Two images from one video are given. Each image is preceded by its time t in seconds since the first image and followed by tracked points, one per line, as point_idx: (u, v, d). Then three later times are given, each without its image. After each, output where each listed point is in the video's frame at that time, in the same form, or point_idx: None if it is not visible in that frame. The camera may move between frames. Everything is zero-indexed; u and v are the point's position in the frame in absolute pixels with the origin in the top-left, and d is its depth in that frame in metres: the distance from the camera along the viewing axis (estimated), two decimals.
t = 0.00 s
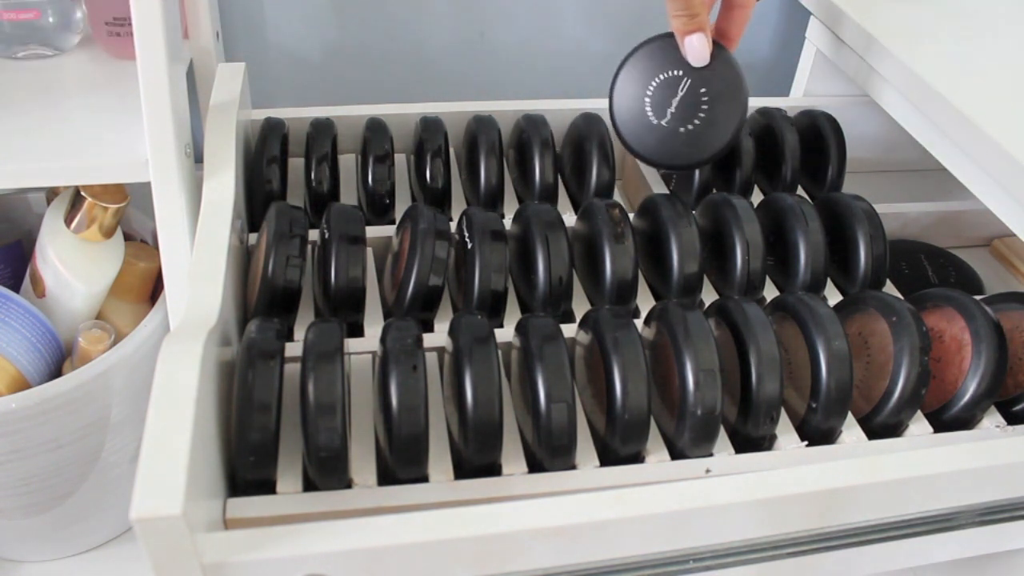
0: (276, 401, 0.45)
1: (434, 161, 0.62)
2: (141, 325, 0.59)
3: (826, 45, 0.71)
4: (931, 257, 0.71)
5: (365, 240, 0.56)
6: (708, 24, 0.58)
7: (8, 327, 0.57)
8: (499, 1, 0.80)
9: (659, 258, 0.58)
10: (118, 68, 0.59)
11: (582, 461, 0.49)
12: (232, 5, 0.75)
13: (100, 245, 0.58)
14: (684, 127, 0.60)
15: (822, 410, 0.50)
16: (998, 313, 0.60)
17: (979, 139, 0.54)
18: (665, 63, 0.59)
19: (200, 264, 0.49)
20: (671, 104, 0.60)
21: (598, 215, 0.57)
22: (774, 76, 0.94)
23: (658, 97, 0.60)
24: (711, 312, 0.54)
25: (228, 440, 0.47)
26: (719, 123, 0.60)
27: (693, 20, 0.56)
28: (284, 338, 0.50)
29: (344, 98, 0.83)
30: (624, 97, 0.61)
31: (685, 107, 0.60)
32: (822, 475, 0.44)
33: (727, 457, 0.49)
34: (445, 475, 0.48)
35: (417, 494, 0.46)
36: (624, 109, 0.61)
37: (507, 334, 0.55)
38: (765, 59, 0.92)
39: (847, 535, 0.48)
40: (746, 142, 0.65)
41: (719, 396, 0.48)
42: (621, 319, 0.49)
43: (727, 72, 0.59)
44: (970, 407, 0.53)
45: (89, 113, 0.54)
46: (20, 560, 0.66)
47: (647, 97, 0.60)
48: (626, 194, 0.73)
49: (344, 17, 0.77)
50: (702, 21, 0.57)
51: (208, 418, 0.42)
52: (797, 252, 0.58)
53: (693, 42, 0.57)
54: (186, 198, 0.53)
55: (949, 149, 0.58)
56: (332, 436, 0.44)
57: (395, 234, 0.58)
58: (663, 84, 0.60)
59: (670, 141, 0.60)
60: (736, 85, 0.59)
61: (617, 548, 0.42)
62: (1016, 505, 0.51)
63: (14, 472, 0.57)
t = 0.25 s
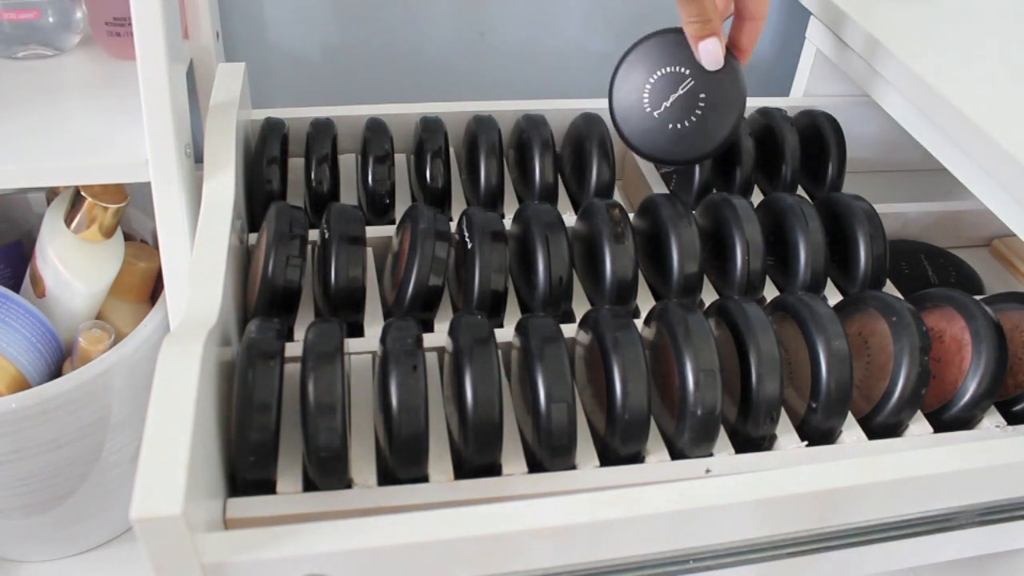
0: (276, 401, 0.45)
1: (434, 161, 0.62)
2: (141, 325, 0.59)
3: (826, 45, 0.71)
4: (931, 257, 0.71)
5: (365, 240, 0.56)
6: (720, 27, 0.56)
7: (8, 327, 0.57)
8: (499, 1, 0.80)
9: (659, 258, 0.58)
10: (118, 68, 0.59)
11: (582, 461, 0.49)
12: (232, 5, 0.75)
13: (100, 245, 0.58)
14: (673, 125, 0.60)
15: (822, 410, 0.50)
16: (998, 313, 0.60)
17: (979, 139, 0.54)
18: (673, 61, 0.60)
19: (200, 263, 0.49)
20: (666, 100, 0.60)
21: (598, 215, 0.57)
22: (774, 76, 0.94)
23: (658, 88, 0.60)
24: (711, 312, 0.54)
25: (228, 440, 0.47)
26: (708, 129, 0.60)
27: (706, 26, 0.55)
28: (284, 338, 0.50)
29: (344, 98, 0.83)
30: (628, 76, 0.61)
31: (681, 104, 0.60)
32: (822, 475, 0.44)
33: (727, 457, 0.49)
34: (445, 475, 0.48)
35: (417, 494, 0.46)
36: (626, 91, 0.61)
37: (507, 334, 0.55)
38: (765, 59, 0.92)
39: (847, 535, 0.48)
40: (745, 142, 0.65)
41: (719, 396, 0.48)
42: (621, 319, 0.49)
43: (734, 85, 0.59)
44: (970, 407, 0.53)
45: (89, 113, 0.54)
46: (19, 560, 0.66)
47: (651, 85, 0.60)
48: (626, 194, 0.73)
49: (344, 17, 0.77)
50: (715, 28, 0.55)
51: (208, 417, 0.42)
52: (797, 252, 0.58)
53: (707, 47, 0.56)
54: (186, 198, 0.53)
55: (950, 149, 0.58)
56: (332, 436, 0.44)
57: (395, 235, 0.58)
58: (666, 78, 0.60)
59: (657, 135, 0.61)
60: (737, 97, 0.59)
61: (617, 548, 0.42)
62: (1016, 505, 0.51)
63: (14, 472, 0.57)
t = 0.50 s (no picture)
0: (276, 401, 0.45)
1: (435, 161, 0.62)
2: (141, 325, 0.59)
3: (826, 45, 0.71)
4: (931, 257, 0.71)
5: (365, 240, 0.56)
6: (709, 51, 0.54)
7: (8, 327, 0.57)
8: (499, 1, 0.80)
9: (660, 258, 0.58)
10: (118, 68, 0.59)
11: (581, 461, 0.49)
12: (232, 5, 0.75)
13: (100, 245, 0.58)
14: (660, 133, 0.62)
15: (822, 410, 0.50)
16: (998, 313, 0.60)
17: (979, 139, 0.54)
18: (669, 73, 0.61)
19: (200, 264, 0.49)
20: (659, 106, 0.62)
21: (599, 214, 0.57)
22: (774, 76, 0.94)
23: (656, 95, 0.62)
24: (711, 312, 0.54)
25: (228, 440, 0.47)
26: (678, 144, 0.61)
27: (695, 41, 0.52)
28: (284, 338, 0.50)
29: (344, 98, 0.83)
30: (637, 78, 0.64)
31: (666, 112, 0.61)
32: (823, 475, 0.44)
33: (727, 457, 0.49)
34: (445, 475, 0.48)
35: (417, 495, 0.46)
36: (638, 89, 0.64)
37: (507, 334, 0.55)
38: (766, 59, 0.92)
39: (847, 535, 0.48)
40: (748, 142, 0.65)
41: (719, 397, 0.48)
42: (621, 319, 0.49)
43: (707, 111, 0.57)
44: (970, 407, 0.53)
45: (88, 114, 0.54)
46: (20, 560, 0.66)
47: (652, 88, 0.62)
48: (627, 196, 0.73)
49: (344, 16, 0.77)
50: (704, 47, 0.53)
51: (208, 418, 0.42)
52: (797, 252, 0.58)
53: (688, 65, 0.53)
54: (186, 199, 0.53)
55: (950, 149, 0.58)
56: (332, 436, 0.44)
57: (395, 234, 0.58)
58: (665, 86, 0.61)
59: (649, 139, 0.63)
60: (707, 121, 0.58)
61: (617, 549, 0.43)
62: (1016, 505, 0.51)
63: (14, 472, 0.57)
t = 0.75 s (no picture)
0: (276, 401, 0.45)
1: (434, 161, 0.62)
2: (141, 325, 0.59)
3: (826, 45, 0.71)
4: (931, 257, 0.71)
5: (365, 240, 0.56)
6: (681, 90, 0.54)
7: (9, 327, 0.57)
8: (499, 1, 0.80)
9: (659, 258, 0.58)
10: (118, 68, 0.59)
11: (582, 461, 0.49)
12: (233, 5, 0.75)
13: (100, 245, 0.58)
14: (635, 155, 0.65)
15: (822, 410, 0.50)
16: (999, 313, 0.60)
17: (978, 139, 0.54)
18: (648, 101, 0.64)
19: (200, 264, 0.49)
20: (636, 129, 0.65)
21: (599, 214, 0.57)
22: (774, 76, 0.94)
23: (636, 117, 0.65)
24: (711, 312, 0.54)
25: (228, 440, 0.47)
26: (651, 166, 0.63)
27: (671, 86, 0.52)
28: (284, 338, 0.50)
29: (344, 98, 0.83)
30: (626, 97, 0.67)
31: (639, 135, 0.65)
32: (823, 475, 0.44)
33: (727, 457, 0.49)
34: (445, 475, 0.48)
35: (417, 494, 0.46)
36: (630, 102, 0.66)
37: (507, 334, 0.55)
38: (766, 59, 0.92)
39: (847, 535, 0.48)
40: (749, 142, 0.65)
41: (719, 397, 0.48)
42: (621, 319, 0.49)
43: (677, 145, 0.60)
44: (970, 407, 0.53)
45: (88, 114, 0.54)
46: (20, 560, 0.66)
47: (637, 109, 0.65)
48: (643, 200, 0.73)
49: (344, 16, 0.77)
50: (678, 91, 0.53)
51: (208, 418, 0.42)
52: (797, 252, 0.58)
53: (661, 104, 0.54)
54: (187, 199, 0.53)
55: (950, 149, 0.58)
56: (332, 436, 0.44)
57: (395, 235, 0.58)
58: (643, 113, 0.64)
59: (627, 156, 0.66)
60: (671, 154, 0.61)
61: (617, 549, 0.43)
62: (1017, 505, 0.51)
63: (15, 472, 0.57)
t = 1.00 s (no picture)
0: (276, 401, 0.45)
1: (434, 161, 0.62)
2: (141, 325, 0.59)
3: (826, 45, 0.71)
4: (932, 257, 0.71)
5: (365, 240, 0.56)
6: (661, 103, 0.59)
7: (9, 327, 0.57)
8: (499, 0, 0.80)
9: (659, 258, 0.58)
10: (118, 68, 0.59)
11: (582, 461, 0.49)
12: (233, 5, 0.75)
13: (100, 244, 0.58)
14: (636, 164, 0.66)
15: (822, 410, 0.50)
16: (999, 313, 0.60)
17: (978, 139, 0.54)
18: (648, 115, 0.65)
19: (199, 264, 0.49)
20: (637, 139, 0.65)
21: (599, 215, 0.57)
22: (774, 76, 0.93)
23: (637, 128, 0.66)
24: (711, 312, 0.54)
25: (228, 440, 0.47)
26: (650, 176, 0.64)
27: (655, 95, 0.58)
28: (284, 338, 0.50)
29: (344, 98, 0.83)
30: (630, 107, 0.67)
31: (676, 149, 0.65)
32: (823, 475, 0.44)
33: (727, 457, 0.49)
34: (445, 475, 0.48)
35: (417, 494, 0.46)
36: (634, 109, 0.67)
37: (507, 334, 0.55)
38: (766, 58, 0.92)
39: (847, 535, 0.48)
40: (749, 142, 0.65)
41: (719, 396, 0.48)
42: (621, 319, 0.49)
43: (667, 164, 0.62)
44: (971, 407, 0.53)
45: (88, 114, 0.54)
46: (20, 560, 0.66)
47: (633, 128, 0.66)
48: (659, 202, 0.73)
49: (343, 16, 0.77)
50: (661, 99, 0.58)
51: (208, 418, 0.42)
52: (797, 252, 0.58)
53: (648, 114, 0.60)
54: (186, 199, 0.53)
55: (950, 149, 0.58)
56: (332, 436, 0.44)
57: (395, 235, 0.58)
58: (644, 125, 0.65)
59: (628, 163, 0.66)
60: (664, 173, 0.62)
61: (617, 549, 0.43)
62: (1017, 505, 0.51)
63: (15, 472, 0.57)
